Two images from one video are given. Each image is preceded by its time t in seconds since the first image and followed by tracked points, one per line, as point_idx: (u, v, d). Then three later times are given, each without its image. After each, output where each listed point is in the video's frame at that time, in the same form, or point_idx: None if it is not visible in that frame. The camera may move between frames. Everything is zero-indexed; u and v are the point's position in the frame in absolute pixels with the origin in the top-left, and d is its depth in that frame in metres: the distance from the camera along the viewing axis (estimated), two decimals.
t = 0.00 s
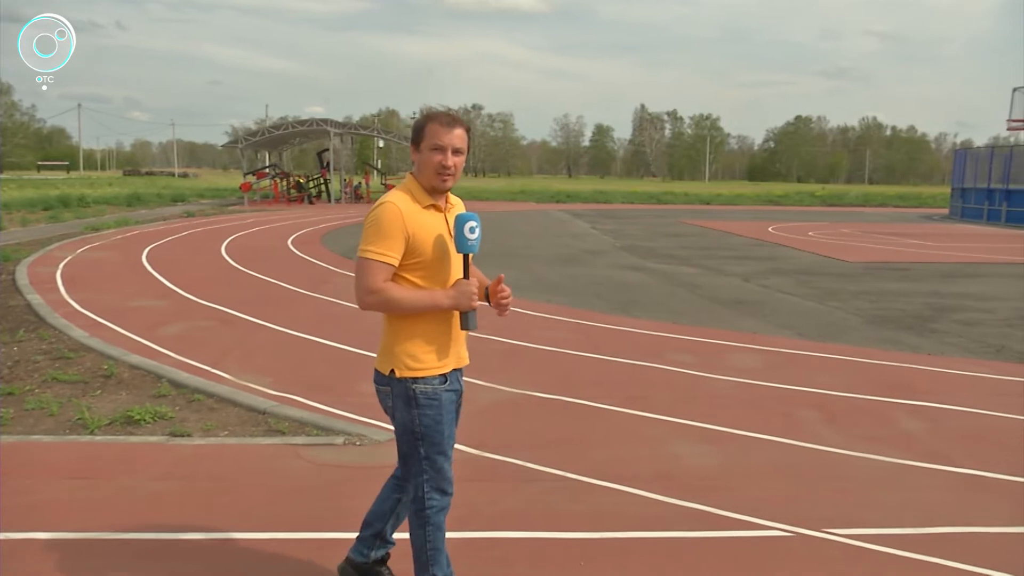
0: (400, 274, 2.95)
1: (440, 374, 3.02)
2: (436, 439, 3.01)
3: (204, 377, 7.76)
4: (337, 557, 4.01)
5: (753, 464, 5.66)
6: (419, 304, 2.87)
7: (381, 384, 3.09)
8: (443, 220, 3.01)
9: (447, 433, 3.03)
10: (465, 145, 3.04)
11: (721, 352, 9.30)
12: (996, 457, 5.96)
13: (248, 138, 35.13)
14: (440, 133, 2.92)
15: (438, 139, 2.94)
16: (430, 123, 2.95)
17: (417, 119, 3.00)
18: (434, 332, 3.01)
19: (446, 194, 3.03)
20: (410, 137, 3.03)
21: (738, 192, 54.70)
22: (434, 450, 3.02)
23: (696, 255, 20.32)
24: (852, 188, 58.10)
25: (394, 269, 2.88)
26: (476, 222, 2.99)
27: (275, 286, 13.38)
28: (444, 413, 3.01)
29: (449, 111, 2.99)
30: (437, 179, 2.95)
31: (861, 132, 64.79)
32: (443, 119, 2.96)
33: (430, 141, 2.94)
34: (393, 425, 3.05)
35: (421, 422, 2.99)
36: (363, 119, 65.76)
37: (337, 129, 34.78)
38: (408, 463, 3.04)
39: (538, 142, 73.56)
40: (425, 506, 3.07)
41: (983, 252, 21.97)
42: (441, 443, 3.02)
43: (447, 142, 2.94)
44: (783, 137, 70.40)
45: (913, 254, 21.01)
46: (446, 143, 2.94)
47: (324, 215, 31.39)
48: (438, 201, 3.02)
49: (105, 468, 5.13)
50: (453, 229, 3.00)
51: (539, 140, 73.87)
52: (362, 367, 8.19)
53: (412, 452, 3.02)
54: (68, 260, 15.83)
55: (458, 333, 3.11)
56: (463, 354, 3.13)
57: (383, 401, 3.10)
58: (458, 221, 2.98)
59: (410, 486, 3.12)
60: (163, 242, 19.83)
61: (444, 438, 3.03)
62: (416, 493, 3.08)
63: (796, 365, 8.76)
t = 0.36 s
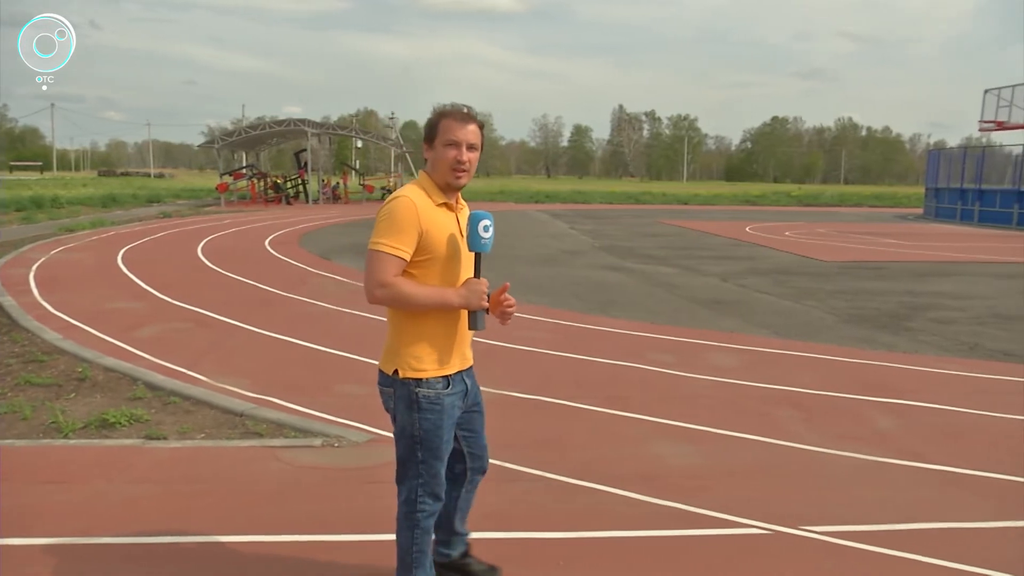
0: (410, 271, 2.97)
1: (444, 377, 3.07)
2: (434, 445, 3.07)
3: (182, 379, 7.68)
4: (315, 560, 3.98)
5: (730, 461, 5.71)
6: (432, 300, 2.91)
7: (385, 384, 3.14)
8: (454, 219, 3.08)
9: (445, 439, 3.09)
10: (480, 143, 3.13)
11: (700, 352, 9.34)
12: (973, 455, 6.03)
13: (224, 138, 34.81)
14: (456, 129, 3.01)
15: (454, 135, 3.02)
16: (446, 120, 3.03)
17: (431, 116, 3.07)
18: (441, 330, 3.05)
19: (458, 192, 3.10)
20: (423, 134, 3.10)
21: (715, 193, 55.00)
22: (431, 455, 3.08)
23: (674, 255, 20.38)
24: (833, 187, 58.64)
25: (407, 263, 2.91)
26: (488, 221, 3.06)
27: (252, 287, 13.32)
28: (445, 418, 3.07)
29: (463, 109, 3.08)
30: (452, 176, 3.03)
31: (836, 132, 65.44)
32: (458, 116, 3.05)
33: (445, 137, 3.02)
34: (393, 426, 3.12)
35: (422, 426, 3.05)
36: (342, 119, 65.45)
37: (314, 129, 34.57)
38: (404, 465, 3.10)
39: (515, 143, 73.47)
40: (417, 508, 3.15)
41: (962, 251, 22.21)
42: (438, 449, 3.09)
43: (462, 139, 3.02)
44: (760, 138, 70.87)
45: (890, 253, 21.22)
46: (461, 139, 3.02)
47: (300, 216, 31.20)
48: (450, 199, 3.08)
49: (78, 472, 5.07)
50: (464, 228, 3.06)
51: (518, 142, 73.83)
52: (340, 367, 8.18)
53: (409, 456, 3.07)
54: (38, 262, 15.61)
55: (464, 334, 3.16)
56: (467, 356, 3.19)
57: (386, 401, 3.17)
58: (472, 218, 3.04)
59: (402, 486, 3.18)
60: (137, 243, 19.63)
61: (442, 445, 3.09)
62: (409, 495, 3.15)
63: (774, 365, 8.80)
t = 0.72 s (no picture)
0: (417, 272, 3.03)
1: (448, 375, 3.10)
2: (432, 442, 3.10)
3: (151, 382, 7.59)
4: (286, 564, 3.95)
5: (702, 460, 5.75)
6: (434, 301, 2.95)
7: (394, 381, 3.20)
8: (463, 221, 3.10)
9: (444, 438, 3.11)
10: (490, 148, 3.14)
11: (672, 351, 9.39)
12: (938, 451, 6.12)
13: (193, 138, 34.46)
14: (463, 134, 3.04)
15: (461, 140, 3.06)
16: (454, 125, 3.07)
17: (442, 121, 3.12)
18: (447, 330, 3.09)
19: (467, 196, 3.13)
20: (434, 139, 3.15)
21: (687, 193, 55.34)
22: (428, 452, 3.12)
23: (646, 255, 20.48)
24: (799, 188, 59.39)
25: (412, 266, 2.96)
26: (492, 223, 3.07)
27: (224, 289, 13.21)
28: (445, 416, 3.09)
29: (473, 114, 3.11)
30: (459, 181, 3.06)
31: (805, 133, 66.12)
32: (466, 121, 3.08)
33: (453, 143, 3.06)
34: (396, 420, 3.18)
35: (422, 422, 3.09)
36: (314, 119, 65.08)
37: (286, 130, 34.32)
38: (403, 459, 3.15)
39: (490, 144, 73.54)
40: (407, 504, 3.19)
41: (928, 251, 22.51)
42: (436, 447, 3.12)
43: (469, 144, 3.05)
44: (730, 139, 71.48)
45: (857, 253, 21.46)
46: (469, 145, 3.05)
47: (271, 216, 30.95)
48: (460, 202, 3.11)
49: (44, 477, 4.99)
50: (471, 229, 3.08)
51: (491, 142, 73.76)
52: (312, 368, 8.14)
53: (408, 451, 3.12)
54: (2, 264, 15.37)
55: (475, 334, 3.18)
56: (480, 355, 3.19)
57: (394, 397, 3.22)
58: (476, 221, 3.05)
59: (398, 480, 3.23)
60: (105, 244, 19.39)
61: (441, 443, 3.11)
62: (405, 488, 3.19)
63: (745, 363, 8.88)
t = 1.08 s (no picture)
0: (424, 267, 3.07)
1: (456, 365, 3.12)
2: (446, 431, 3.11)
3: (113, 386, 7.47)
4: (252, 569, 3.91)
5: (669, 458, 5.79)
6: (439, 295, 2.99)
7: (406, 376, 3.23)
8: (469, 219, 3.13)
9: (459, 426, 3.11)
10: (496, 149, 3.17)
11: (639, 351, 9.45)
12: (899, 447, 6.23)
13: (155, 138, 34.00)
14: (470, 136, 3.06)
15: (468, 142, 3.09)
16: (461, 127, 3.10)
17: (450, 124, 3.16)
18: (454, 323, 3.12)
19: (474, 195, 3.16)
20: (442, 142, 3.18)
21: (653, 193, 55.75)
22: (444, 442, 3.13)
23: (613, 255, 20.59)
24: (763, 188, 60.09)
25: (419, 261, 3.01)
26: (497, 219, 3.06)
27: (187, 290, 13.04)
28: (457, 404, 3.11)
29: (480, 115, 3.13)
30: (466, 180, 3.09)
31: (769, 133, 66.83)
32: (473, 122, 3.11)
33: (460, 143, 3.09)
34: (412, 414, 3.20)
35: (434, 412, 3.11)
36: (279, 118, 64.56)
37: (250, 130, 33.99)
38: (422, 453, 3.16)
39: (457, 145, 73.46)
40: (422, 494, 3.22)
41: (889, 250, 22.87)
42: (452, 436, 3.12)
43: (475, 144, 3.08)
44: (695, 140, 72.10)
45: (820, 252, 21.74)
46: (475, 146, 3.08)
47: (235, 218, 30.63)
48: (467, 201, 3.15)
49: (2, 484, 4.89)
50: (476, 227, 3.10)
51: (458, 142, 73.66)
52: (277, 371, 8.06)
53: (424, 440, 3.14)
54: None
55: (482, 328, 3.19)
56: (487, 349, 3.20)
57: (408, 392, 3.25)
58: (479, 217, 3.06)
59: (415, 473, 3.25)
60: (65, 246, 19.07)
61: (457, 431, 3.12)
62: (430, 483, 3.20)
63: (711, 362, 8.96)
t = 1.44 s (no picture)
0: (415, 270, 3.08)
1: (448, 365, 3.14)
2: (448, 429, 3.13)
3: (70, 391, 7.34)
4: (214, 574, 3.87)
5: (632, 457, 5.83)
6: (430, 298, 3.01)
7: (394, 379, 3.22)
8: (459, 222, 3.15)
9: (459, 422, 3.14)
10: (485, 151, 3.19)
11: (602, 350, 9.51)
12: (858, 443, 6.34)
13: (113, 138, 33.43)
14: (461, 137, 3.08)
15: (458, 142, 3.10)
16: (451, 127, 3.12)
17: (439, 124, 3.16)
18: (444, 326, 3.13)
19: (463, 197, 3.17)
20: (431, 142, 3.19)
21: (617, 194, 56.06)
22: (448, 439, 3.14)
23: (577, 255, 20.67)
24: (725, 188, 60.79)
25: (409, 263, 3.02)
26: (489, 225, 3.10)
27: (147, 293, 12.85)
28: (454, 401, 3.13)
29: (469, 116, 3.15)
30: (457, 181, 3.10)
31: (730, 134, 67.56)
32: (463, 123, 3.12)
33: (451, 143, 3.10)
34: (407, 419, 3.18)
35: (432, 412, 3.12)
36: (241, 118, 63.82)
37: (211, 130, 33.55)
38: (429, 456, 3.16)
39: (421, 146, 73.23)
40: (448, 495, 3.19)
41: (847, 249, 23.27)
42: (454, 432, 3.14)
43: (465, 145, 3.10)
44: (658, 141, 72.65)
45: (781, 252, 22.05)
46: (465, 147, 3.10)
47: (195, 219, 30.22)
48: (456, 204, 3.16)
49: None
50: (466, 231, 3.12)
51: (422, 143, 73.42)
52: (238, 374, 7.97)
53: (428, 442, 3.13)
54: None
55: (470, 331, 3.21)
56: (474, 350, 3.22)
57: (397, 398, 3.23)
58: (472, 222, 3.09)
59: (429, 477, 3.23)
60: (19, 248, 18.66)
61: (458, 427, 3.14)
62: (440, 482, 3.19)
63: (674, 361, 9.05)
